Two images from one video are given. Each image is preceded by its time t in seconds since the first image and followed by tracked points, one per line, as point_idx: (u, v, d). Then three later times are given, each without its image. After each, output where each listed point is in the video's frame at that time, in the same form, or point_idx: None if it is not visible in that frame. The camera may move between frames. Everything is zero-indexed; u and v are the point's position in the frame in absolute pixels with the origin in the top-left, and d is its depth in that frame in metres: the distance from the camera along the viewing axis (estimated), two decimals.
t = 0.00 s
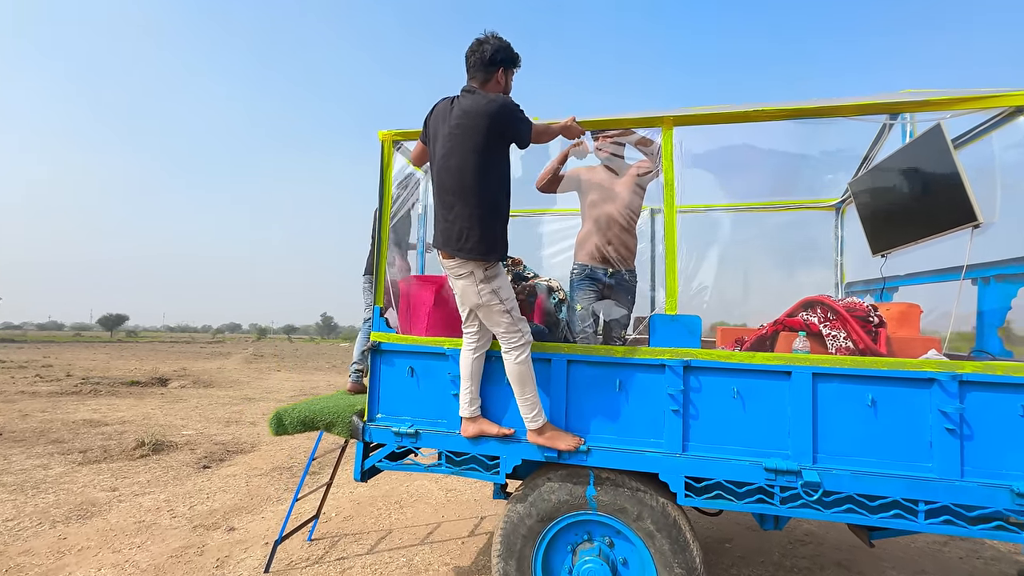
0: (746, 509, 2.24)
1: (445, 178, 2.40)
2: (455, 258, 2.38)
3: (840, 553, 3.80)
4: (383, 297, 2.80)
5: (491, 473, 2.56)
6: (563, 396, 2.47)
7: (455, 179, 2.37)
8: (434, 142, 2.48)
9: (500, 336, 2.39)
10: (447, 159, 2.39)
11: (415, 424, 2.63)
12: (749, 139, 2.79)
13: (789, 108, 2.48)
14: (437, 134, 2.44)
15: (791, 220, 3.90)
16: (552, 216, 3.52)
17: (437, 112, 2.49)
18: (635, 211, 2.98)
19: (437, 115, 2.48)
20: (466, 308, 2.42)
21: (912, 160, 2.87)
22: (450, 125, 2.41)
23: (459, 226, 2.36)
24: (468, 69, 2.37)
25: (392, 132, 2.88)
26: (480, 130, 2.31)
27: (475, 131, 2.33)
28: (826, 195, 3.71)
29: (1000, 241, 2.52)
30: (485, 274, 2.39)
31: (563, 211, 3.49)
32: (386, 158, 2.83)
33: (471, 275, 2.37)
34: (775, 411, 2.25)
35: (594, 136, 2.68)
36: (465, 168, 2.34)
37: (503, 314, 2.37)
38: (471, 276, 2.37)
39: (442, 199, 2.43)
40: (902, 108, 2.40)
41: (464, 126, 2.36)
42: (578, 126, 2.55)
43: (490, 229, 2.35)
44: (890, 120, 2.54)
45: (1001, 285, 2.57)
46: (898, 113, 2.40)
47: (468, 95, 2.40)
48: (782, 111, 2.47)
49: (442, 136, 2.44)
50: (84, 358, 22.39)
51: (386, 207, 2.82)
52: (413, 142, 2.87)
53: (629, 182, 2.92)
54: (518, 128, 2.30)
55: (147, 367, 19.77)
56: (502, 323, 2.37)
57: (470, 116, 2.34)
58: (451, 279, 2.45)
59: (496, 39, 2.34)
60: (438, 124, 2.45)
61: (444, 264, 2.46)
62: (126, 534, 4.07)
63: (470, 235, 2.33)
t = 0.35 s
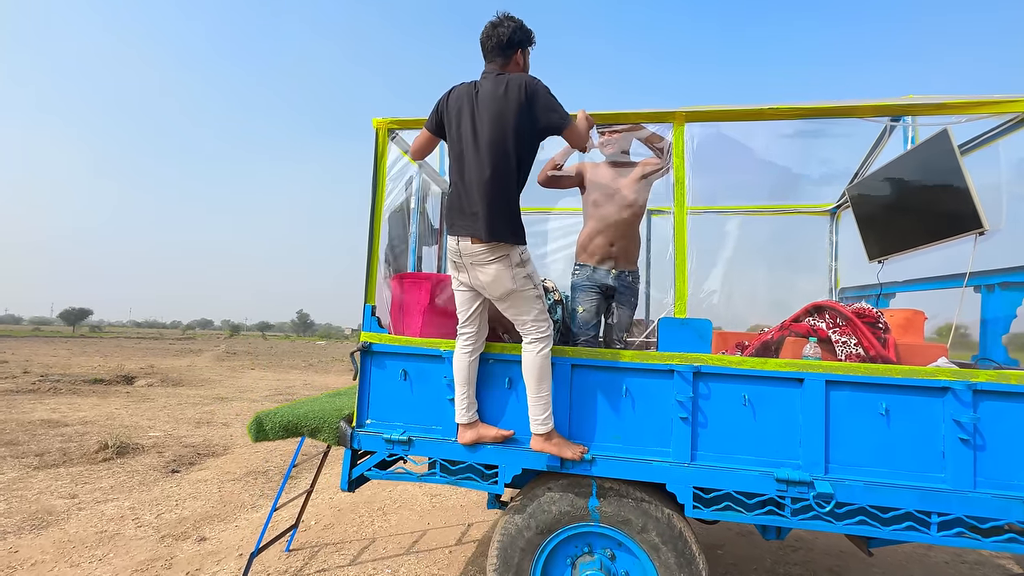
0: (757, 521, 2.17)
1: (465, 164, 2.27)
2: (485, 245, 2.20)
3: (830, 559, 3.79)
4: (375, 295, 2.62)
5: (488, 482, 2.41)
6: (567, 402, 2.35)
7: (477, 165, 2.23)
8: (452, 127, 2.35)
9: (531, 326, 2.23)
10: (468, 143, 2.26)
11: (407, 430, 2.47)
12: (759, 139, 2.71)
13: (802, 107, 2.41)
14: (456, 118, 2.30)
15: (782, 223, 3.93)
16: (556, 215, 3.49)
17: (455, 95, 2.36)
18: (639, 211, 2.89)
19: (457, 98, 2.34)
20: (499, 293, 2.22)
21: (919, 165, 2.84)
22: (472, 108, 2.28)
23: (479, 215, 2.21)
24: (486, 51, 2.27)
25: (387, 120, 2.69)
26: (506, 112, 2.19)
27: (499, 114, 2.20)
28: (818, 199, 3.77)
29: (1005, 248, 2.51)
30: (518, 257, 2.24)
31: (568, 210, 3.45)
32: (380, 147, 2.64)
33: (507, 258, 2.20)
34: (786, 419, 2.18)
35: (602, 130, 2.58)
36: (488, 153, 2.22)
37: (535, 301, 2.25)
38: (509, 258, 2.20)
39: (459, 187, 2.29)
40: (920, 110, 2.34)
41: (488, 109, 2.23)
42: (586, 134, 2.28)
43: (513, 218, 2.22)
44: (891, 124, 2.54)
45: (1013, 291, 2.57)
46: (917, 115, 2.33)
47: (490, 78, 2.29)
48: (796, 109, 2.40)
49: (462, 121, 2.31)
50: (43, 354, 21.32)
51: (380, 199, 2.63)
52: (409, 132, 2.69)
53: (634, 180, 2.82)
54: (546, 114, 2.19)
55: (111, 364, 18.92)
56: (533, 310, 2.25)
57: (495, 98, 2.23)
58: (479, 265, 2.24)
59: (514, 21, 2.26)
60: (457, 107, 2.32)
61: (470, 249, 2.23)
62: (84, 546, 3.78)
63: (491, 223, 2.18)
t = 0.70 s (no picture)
0: (756, 520, 2.17)
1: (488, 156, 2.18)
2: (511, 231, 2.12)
3: (810, 554, 3.87)
4: (367, 288, 2.52)
5: (484, 482, 2.35)
6: (568, 400, 2.30)
7: (502, 158, 2.15)
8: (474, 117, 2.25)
9: (544, 320, 2.18)
10: (493, 135, 2.17)
11: (400, 429, 2.38)
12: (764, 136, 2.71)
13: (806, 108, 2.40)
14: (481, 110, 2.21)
15: (770, 224, 3.98)
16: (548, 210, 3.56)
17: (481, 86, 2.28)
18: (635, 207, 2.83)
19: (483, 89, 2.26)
20: (516, 284, 2.16)
21: (912, 170, 2.90)
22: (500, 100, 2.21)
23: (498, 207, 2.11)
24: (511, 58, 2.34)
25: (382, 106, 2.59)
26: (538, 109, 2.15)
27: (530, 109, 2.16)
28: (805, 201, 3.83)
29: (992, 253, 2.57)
30: (536, 251, 2.22)
31: (569, 206, 3.54)
32: (375, 134, 2.55)
33: (527, 249, 2.16)
34: (786, 419, 2.18)
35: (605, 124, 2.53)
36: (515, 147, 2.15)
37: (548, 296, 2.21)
38: (528, 250, 2.16)
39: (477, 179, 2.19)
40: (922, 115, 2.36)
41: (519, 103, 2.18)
42: (607, 142, 2.21)
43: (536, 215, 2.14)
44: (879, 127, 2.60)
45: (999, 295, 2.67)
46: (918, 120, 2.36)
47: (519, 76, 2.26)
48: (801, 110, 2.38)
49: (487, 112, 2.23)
50: None
51: (374, 189, 2.54)
52: (405, 120, 2.60)
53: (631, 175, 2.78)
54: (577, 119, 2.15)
55: (68, 356, 17.99)
56: (545, 306, 2.20)
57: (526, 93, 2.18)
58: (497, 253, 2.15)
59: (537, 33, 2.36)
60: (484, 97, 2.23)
61: (490, 234, 2.14)
62: (42, 551, 3.54)
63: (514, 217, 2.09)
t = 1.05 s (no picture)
0: (761, 515, 2.23)
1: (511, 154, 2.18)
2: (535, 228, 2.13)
3: (794, 544, 3.99)
4: (374, 283, 2.45)
5: (493, 480, 2.34)
6: (579, 398, 2.30)
7: (524, 155, 2.16)
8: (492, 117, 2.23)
9: (557, 320, 2.16)
10: (516, 133, 2.18)
11: (408, 427, 2.34)
12: (771, 137, 2.75)
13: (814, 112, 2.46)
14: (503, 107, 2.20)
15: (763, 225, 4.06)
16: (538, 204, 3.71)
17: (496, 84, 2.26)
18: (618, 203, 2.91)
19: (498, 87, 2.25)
20: (533, 282, 2.15)
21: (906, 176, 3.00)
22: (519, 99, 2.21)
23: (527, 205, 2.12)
24: (528, 49, 2.29)
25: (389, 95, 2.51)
26: (560, 105, 2.17)
27: (553, 106, 2.18)
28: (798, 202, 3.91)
29: (981, 258, 2.67)
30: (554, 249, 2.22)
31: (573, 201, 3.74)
32: (383, 125, 2.47)
33: (546, 248, 2.17)
34: (790, 417, 2.24)
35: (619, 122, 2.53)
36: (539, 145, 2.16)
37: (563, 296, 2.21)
38: (547, 248, 2.17)
39: (501, 178, 2.18)
40: (924, 122, 2.45)
41: (540, 100, 2.19)
42: (626, 134, 2.22)
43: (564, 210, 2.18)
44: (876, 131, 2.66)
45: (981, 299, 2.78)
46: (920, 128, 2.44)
47: (534, 73, 2.26)
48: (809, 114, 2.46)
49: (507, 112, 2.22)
50: None
51: (382, 180, 2.47)
52: (413, 110, 2.53)
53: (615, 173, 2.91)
54: (599, 115, 2.19)
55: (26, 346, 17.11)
56: (559, 306, 2.19)
57: (546, 90, 2.20)
58: (516, 250, 2.15)
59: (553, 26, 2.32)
60: (503, 95, 2.22)
61: (510, 231, 2.14)
62: (15, 553, 3.37)
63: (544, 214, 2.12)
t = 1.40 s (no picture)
0: (760, 507, 2.32)
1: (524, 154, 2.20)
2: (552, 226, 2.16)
3: (779, 531, 4.14)
4: (383, 279, 2.43)
5: (503, 474, 2.37)
6: (589, 394, 2.36)
7: (536, 155, 2.17)
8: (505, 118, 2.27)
9: (568, 319, 2.23)
10: (528, 133, 2.20)
11: (418, 423, 2.36)
12: (773, 139, 2.82)
13: (819, 116, 2.55)
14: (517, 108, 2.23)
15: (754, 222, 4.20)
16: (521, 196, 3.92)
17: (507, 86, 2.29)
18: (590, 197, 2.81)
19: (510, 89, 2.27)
20: (550, 280, 2.20)
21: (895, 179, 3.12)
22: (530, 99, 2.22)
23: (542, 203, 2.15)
24: (539, 50, 2.28)
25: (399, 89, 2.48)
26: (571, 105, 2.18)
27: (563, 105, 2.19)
28: (788, 200, 4.02)
29: (964, 261, 2.78)
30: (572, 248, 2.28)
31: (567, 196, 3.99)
32: (393, 119, 2.45)
33: (563, 247, 2.22)
34: (789, 413, 2.33)
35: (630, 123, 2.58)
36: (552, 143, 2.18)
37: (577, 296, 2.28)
38: (565, 248, 2.22)
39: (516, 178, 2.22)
40: (921, 130, 2.55)
41: (553, 102, 2.20)
42: (639, 129, 2.20)
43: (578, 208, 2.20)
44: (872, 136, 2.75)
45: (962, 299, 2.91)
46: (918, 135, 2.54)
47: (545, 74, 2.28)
48: (814, 118, 2.55)
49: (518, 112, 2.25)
50: None
51: (392, 174, 2.45)
52: (422, 104, 2.52)
53: (591, 175, 2.85)
54: (609, 111, 2.19)
55: None
56: (573, 304, 2.26)
57: (557, 91, 2.21)
58: (534, 247, 2.20)
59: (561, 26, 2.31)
60: (515, 97, 2.25)
61: (530, 229, 2.19)
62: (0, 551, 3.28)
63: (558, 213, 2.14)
